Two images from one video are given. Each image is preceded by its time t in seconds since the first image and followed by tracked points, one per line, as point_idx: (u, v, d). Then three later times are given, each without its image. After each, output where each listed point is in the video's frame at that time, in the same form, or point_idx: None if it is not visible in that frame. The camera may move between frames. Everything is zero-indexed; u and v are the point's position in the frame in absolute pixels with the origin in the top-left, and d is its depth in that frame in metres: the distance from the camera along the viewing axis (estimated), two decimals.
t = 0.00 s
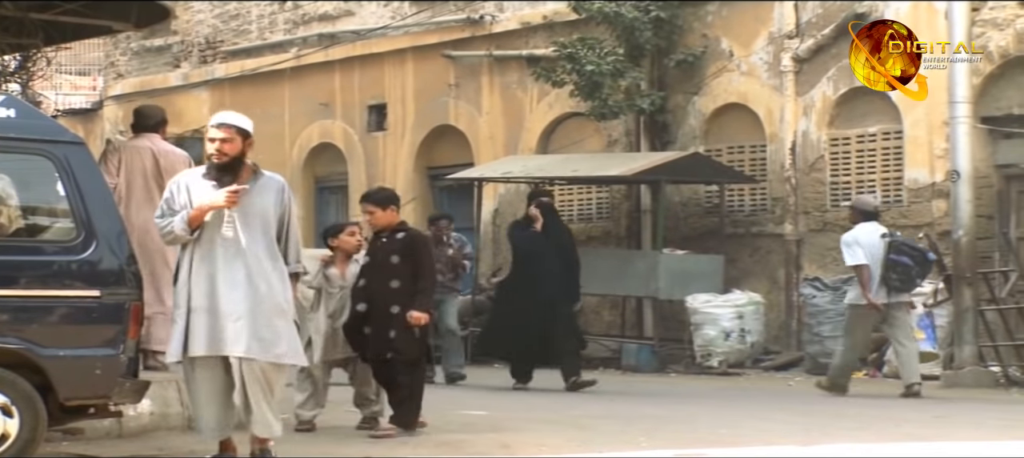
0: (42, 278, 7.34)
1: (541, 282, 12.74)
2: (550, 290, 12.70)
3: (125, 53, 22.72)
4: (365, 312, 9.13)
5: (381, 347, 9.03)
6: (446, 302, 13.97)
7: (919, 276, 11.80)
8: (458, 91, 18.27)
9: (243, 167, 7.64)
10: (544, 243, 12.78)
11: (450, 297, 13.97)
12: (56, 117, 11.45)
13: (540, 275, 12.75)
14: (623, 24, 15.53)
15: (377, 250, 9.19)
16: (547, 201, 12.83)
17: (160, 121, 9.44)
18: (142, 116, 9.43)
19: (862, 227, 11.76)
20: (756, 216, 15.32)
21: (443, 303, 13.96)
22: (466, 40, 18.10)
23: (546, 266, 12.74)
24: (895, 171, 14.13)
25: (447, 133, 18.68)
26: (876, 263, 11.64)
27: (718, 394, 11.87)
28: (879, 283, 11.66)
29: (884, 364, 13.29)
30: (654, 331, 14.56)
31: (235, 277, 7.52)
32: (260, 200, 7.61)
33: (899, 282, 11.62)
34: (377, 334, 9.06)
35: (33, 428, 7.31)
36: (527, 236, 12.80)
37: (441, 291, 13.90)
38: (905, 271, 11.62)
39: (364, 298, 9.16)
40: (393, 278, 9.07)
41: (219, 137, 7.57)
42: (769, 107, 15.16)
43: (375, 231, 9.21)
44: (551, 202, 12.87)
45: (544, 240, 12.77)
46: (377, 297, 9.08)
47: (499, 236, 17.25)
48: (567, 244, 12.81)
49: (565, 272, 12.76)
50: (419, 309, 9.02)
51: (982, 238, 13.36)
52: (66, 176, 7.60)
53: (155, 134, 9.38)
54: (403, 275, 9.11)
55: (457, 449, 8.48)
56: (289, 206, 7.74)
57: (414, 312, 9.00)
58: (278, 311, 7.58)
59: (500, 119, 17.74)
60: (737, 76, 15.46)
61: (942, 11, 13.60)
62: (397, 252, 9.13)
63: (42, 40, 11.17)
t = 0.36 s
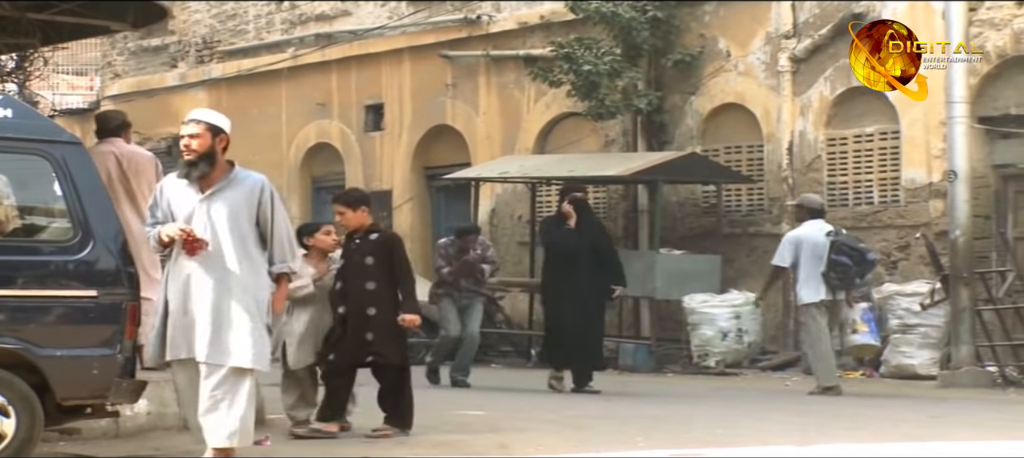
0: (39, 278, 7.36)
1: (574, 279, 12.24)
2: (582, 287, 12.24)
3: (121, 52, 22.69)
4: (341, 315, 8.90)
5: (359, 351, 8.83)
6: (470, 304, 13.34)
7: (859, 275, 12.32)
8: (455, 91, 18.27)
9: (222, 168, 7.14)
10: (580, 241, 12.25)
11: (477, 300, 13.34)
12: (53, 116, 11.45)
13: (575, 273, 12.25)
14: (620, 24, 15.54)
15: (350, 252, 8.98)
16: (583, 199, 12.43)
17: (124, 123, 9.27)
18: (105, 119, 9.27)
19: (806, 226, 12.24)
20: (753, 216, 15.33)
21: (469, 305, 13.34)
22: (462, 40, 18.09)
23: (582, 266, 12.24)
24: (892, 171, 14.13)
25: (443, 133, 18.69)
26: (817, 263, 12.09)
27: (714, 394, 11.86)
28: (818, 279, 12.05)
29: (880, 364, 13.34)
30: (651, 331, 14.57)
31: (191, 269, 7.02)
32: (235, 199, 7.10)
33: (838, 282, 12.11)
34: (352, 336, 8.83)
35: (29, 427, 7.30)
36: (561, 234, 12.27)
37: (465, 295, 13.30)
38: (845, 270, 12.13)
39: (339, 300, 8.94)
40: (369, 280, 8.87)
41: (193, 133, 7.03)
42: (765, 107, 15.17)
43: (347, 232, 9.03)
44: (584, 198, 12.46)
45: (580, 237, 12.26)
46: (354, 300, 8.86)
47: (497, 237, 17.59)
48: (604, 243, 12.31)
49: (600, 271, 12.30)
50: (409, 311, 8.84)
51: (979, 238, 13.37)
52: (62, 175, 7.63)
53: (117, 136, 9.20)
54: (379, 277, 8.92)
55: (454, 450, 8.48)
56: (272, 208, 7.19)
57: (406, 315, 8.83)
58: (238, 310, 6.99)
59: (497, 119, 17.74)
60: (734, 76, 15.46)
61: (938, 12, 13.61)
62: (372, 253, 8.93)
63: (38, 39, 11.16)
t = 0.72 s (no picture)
0: (29, 278, 7.36)
1: (580, 280, 11.47)
2: (589, 287, 11.42)
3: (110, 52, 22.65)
4: (279, 314, 8.70)
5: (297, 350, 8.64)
6: (490, 309, 12.28)
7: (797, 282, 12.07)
8: (445, 91, 18.26)
9: (192, 161, 6.96)
10: (589, 242, 11.40)
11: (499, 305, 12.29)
12: (41, 116, 11.43)
13: (582, 273, 11.47)
14: (609, 24, 15.54)
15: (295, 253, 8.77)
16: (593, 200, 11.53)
17: (86, 123, 8.65)
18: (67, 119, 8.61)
19: (751, 231, 12.29)
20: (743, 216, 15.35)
21: (489, 311, 12.29)
22: (452, 40, 18.09)
23: (592, 266, 11.44)
24: (881, 171, 14.15)
25: (433, 133, 18.68)
26: (758, 266, 12.03)
27: (704, 394, 11.87)
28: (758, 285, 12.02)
29: (869, 363, 13.33)
30: (640, 331, 14.56)
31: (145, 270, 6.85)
32: (195, 193, 6.88)
33: (777, 287, 12.00)
34: (289, 335, 8.67)
35: (17, 427, 7.30)
36: (572, 236, 11.42)
37: (486, 300, 12.23)
38: (782, 275, 11.97)
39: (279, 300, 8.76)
40: (305, 277, 8.65)
41: (164, 126, 6.91)
42: (755, 108, 15.18)
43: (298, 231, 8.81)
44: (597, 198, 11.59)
45: (590, 238, 11.41)
46: (290, 298, 8.67)
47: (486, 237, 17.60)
48: (613, 243, 11.43)
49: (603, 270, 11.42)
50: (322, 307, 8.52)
51: (968, 237, 13.47)
52: (50, 174, 7.63)
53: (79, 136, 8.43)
54: (316, 275, 8.67)
55: (444, 449, 8.48)
56: (234, 204, 6.89)
57: (316, 310, 8.50)
58: (195, 305, 6.81)
59: (487, 119, 17.74)
60: (723, 76, 15.47)
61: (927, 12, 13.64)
62: (310, 250, 8.68)
63: (27, 39, 11.14)
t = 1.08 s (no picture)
0: (22, 279, 7.36)
1: (597, 275, 11.26)
2: (603, 281, 11.23)
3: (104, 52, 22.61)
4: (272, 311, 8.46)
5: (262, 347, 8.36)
6: (513, 304, 12.04)
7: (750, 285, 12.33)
8: (439, 91, 18.26)
9: (127, 165, 6.73)
10: (609, 237, 11.17)
11: (521, 298, 12.05)
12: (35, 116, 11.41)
13: (598, 267, 11.26)
14: (604, 24, 15.55)
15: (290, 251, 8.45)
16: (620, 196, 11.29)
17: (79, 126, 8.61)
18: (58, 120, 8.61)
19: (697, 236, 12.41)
20: (737, 216, 15.34)
21: (513, 306, 12.04)
22: (446, 40, 18.08)
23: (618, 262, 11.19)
24: (876, 171, 14.20)
25: (427, 133, 18.66)
26: (712, 268, 12.22)
27: (699, 394, 11.87)
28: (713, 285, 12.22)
29: (864, 364, 13.36)
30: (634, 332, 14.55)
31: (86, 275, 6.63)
32: (127, 194, 6.65)
33: (732, 288, 12.16)
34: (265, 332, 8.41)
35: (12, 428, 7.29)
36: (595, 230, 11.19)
37: (507, 294, 12.06)
38: (738, 277, 12.17)
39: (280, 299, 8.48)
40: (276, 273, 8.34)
41: (98, 129, 6.71)
42: (749, 108, 15.17)
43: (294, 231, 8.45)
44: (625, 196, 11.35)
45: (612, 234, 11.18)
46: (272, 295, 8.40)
47: (480, 237, 17.59)
48: (634, 239, 11.21)
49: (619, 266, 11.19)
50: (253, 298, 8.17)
51: (962, 237, 13.42)
52: (45, 174, 7.61)
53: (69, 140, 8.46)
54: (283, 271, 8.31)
55: (439, 450, 8.47)
56: (166, 199, 6.65)
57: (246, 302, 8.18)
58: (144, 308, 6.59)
59: (481, 119, 17.73)
60: (718, 76, 15.46)
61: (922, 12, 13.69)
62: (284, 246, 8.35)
63: (20, 38, 11.12)
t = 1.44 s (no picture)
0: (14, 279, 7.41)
1: (621, 272, 11.23)
2: (627, 277, 11.19)
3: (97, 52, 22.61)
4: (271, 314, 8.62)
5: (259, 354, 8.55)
6: (541, 302, 11.92)
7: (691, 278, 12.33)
8: (433, 91, 18.30)
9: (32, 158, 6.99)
10: (633, 232, 11.15)
11: (548, 296, 11.93)
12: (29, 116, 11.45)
13: (621, 264, 11.24)
14: (597, 24, 15.57)
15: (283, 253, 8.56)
16: (649, 192, 11.37)
17: (75, 132, 8.73)
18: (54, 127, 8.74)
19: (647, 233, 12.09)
20: (729, 216, 15.33)
21: (541, 304, 11.92)
22: (440, 40, 18.09)
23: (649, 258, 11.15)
24: (869, 171, 14.17)
25: (421, 133, 18.72)
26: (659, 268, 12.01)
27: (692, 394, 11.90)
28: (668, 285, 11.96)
29: (858, 363, 13.31)
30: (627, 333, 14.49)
31: None
32: (29, 184, 6.86)
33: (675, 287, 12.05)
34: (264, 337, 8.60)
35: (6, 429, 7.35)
36: (624, 225, 11.20)
37: (534, 291, 11.90)
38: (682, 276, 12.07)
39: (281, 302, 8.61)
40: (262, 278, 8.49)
41: (4, 124, 7.00)
42: (742, 108, 15.19)
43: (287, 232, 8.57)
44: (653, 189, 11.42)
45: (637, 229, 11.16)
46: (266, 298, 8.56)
47: (473, 237, 17.58)
48: (663, 235, 11.21)
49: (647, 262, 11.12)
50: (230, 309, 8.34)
51: (955, 238, 13.58)
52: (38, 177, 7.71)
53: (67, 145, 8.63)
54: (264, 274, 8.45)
55: (433, 449, 8.50)
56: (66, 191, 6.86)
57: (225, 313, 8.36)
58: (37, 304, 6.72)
59: (475, 119, 17.74)
60: (711, 76, 15.48)
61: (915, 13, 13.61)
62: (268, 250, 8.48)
63: (14, 39, 11.16)
